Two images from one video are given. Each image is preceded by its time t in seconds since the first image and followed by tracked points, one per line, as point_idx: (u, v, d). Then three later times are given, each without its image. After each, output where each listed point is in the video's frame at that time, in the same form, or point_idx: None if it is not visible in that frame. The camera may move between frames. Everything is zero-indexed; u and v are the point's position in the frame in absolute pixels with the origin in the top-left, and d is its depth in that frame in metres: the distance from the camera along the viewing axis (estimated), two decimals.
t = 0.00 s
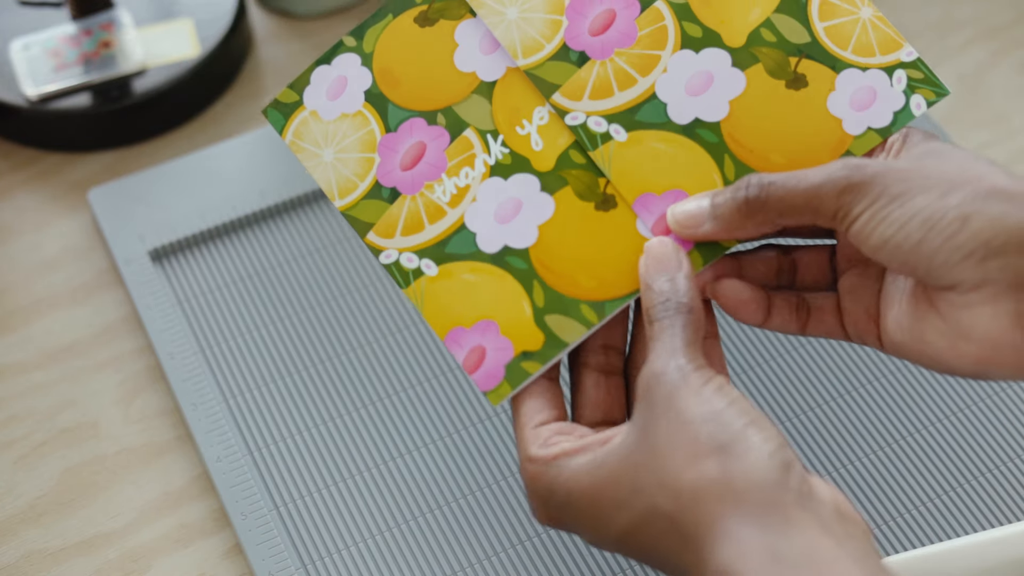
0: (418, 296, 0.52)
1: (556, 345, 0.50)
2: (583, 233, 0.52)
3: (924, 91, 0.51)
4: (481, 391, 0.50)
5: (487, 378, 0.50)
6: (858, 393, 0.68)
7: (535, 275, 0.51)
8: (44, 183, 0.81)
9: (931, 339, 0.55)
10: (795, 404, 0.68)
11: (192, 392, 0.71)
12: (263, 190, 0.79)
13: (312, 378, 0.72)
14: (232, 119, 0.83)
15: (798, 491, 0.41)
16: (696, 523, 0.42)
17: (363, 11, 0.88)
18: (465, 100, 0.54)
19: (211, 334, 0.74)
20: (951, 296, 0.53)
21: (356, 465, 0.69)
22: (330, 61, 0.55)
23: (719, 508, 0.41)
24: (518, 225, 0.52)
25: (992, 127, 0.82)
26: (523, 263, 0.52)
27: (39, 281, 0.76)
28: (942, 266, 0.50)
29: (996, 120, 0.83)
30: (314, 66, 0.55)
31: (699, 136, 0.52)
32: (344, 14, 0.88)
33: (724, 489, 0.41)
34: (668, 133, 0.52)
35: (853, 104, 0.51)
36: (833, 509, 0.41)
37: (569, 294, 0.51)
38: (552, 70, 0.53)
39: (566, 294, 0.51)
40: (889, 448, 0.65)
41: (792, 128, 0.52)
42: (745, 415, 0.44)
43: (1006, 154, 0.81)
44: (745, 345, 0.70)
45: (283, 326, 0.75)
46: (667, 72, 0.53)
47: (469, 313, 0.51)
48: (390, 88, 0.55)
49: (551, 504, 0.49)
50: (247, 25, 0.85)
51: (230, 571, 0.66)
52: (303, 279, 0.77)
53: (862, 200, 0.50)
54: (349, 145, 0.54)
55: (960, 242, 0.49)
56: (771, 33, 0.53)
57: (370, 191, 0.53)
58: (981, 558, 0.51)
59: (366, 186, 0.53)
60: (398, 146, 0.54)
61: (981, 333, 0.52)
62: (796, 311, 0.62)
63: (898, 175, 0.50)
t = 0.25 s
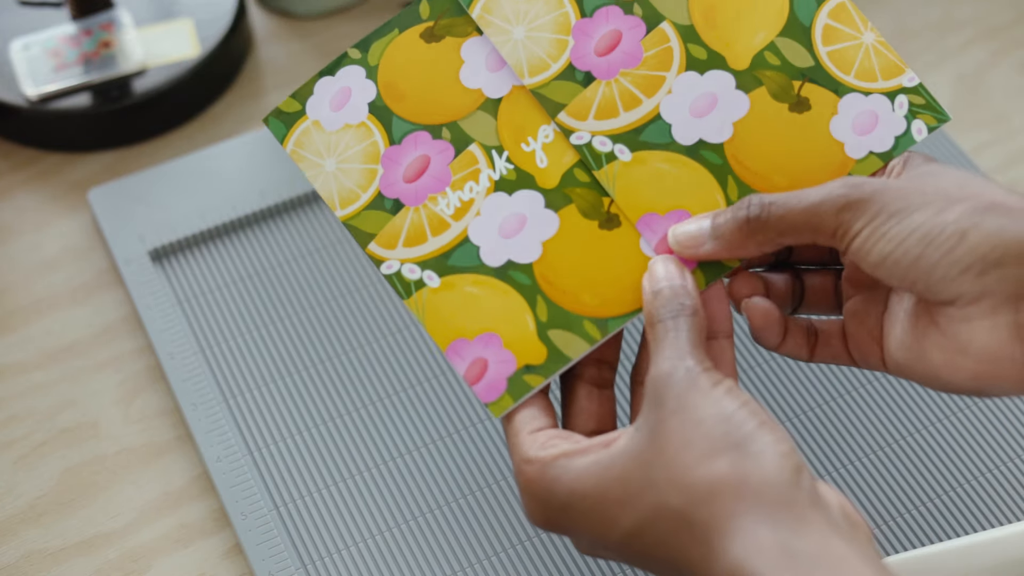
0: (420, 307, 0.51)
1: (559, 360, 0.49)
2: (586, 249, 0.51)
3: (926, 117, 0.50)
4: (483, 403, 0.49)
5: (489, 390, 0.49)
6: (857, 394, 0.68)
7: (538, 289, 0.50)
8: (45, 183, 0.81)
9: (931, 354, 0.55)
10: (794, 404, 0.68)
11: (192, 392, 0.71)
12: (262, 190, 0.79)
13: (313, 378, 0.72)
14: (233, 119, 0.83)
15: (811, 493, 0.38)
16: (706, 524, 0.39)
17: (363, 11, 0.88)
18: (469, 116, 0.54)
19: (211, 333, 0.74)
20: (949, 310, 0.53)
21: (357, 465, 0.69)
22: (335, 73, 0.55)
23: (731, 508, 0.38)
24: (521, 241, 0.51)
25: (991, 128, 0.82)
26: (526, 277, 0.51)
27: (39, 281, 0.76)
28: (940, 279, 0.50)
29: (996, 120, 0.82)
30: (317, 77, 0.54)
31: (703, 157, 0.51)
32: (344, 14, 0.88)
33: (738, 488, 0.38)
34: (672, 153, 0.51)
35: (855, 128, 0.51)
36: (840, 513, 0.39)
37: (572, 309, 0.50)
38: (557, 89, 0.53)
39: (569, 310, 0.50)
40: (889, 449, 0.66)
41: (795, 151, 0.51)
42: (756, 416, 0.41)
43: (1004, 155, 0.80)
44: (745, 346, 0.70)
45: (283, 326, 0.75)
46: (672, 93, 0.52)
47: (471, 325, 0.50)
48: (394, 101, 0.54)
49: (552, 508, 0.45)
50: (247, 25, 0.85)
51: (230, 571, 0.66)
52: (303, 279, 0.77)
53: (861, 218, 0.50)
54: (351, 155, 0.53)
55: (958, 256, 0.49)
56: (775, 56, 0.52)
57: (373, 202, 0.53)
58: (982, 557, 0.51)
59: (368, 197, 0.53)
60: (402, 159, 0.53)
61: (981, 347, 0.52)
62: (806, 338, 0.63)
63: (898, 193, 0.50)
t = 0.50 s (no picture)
0: (408, 298, 0.50)
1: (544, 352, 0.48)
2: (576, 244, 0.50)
3: (924, 124, 0.49)
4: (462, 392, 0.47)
5: (470, 379, 0.47)
6: (858, 393, 0.68)
7: (526, 282, 0.49)
8: (45, 183, 0.81)
9: None
10: (795, 403, 0.67)
11: (192, 392, 0.71)
12: (263, 190, 0.79)
13: (313, 378, 0.72)
14: (232, 119, 0.83)
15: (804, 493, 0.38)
16: (699, 525, 0.38)
17: (363, 11, 0.88)
18: (469, 112, 0.53)
19: (211, 334, 0.74)
20: None
21: (357, 465, 0.69)
22: (339, 70, 0.55)
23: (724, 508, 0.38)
24: (511, 236, 0.50)
25: (991, 128, 0.82)
26: (515, 270, 0.50)
27: (39, 281, 0.76)
28: None
29: (996, 120, 0.82)
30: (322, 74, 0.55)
31: (697, 154, 0.50)
32: (344, 14, 0.88)
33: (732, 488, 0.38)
34: (667, 153, 0.51)
35: (853, 131, 0.50)
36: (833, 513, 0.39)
37: (559, 301, 0.49)
38: (556, 90, 0.52)
39: (555, 301, 0.49)
40: (890, 448, 0.65)
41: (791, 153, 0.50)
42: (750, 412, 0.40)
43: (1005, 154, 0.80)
44: (745, 345, 0.70)
45: (282, 326, 0.75)
46: (670, 93, 0.51)
47: (456, 314, 0.49)
48: (395, 97, 0.54)
49: (546, 507, 0.45)
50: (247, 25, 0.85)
51: (230, 571, 0.66)
52: (303, 279, 0.76)
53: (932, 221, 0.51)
54: (350, 149, 0.53)
55: None
56: (775, 59, 0.51)
57: (368, 194, 0.52)
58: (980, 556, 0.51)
59: (364, 189, 0.52)
60: (400, 152, 0.53)
61: None
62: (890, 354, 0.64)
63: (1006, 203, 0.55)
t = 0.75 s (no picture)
0: (403, 315, 0.50)
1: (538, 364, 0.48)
2: (569, 258, 0.50)
3: (911, 126, 0.48)
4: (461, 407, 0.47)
5: (467, 394, 0.47)
6: (858, 393, 0.67)
7: (520, 295, 0.49)
8: (45, 183, 0.81)
9: None
10: (796, 403, 0.67)
11: (192, 392, 0.71)
12: (262, 190, 0.79)
13: (312, 378, 0.72)
14: (232, 119, 0.83)
15: (798, 498, 0.38)
16: (696, 532, 0.38)
17: (362, 11, 0.88)
18: (458, 128, 0.53)
19: (211, 333, 0.74)
20: None
21: (356, 466, 0.69)
22: (327, 90, 0.54)
23: (720, 518, 0.37)
24: (504, 249, 0.50)
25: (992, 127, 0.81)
26: (507, 283, 0.50)
27: (39, 281, 0.77)
28: None
29: (997, 120, 0.81)
30: (309, 95, 0.54)
31: (686, 163, 0.49)
32: (343, 14, 0.88)
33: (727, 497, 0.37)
34: (656, 161, 0.50)
35: (839, 135, 0.48)
36: (830, 515, 0.38)
37: (553, 315, 0.49)
38: (543, 102, 0.51)
39: (549, 315, 0.49)
40: (890, 448, 0.65)
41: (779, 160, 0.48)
42: (744, 419, 0.40)
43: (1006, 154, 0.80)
44: (746, 346, 0.70)
45: (282, 326, 0.74)
46: (656, 102, 0.50)
47: (451, 331, 0.49)
48: (383, 115, 0.53)
49: (543, 517, 0.45)
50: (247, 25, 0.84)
51: (230, 571, 0.66)
52: (303, 279, 0.76)
53: None
54: (340, 168, 0.53)
55: None
56: (760, 66, 0.50)
57: (359, 213, 0.52)
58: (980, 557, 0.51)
59: (355, 208, 0.52)
60: (389, 170, 0.52)
61: None
62: None
63: None
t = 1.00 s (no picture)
0: (413, 318, 0.50)
1: (547, 369, 0.48)
2: (579, 263, 0.50)
3: (924, 126, 0.47)
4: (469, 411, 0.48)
5: (474, 399, 0.48)
6: (857, 393, 0.68)
7: (529, 299, 0.49)
8: (44, 182, 0.81)
9: None
10: (795, 403, 0.68)
11: (193, 392, 0.71)
12: (263, 190, 0.79)
13: (313, 378, 0.72)
14: (233, 119, 0.83)
15: (808, 502, 0.38)
16: (705, 537, 0.38)
17: (363, 10, 0.88)
18: (469, 132, 0.53)
19: (211, 333, 0.74)
20: None
21: (357, 466, 0.69)
22: (339, 95, 0.54)
23: (730, 522, 0.38)
24: (514, 253, 0.50)
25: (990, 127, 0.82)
26: (517, 288, 0.50)
27: (39, 281, 0.76)
28: None
29: (995, 122, 0.82)
30: (321, 99, 0.54)
31: (696, 166, 0.49)
32: (344, 14, 0.88)
33: (736, 499, 0.38)
34: (666, 166, 0.50)
35: (851, 135, 0.48)
36: (839, 519, 0.38)
37: (562, 319, 0.49)
38: (554, 107, 0.51)
39: (558, 319, 0.49)
40: (889, 448, 0.65)
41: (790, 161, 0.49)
42: (753, 423, 0.40)
43: (1004, 155, 0.80)
44: (745, 346, 0.70)
45: (283, 326, 0.75)
46: (666, 105, 0.51)
47: (460, 334, 0.49)
48: (395, 120, 0.54)
49: (552, 522, 0.45)
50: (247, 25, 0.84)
51: (230, 571, 0.66)
52: (303, 279, 0.77)
53: None
54: (352, 172, 0.53)
55: None
56: (771, 67, 0.50)
57: (370, 217, 0.52)
58: (983, 556, 0.51)
59: (366, 212, 0.52)
60: (400, 174, 0.53)
61: None
62: None
63: None
